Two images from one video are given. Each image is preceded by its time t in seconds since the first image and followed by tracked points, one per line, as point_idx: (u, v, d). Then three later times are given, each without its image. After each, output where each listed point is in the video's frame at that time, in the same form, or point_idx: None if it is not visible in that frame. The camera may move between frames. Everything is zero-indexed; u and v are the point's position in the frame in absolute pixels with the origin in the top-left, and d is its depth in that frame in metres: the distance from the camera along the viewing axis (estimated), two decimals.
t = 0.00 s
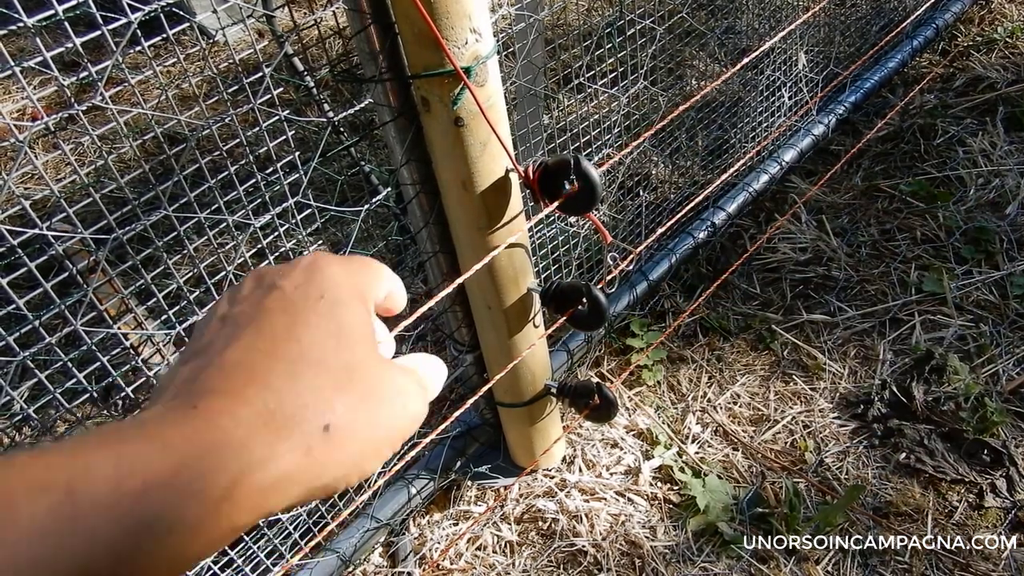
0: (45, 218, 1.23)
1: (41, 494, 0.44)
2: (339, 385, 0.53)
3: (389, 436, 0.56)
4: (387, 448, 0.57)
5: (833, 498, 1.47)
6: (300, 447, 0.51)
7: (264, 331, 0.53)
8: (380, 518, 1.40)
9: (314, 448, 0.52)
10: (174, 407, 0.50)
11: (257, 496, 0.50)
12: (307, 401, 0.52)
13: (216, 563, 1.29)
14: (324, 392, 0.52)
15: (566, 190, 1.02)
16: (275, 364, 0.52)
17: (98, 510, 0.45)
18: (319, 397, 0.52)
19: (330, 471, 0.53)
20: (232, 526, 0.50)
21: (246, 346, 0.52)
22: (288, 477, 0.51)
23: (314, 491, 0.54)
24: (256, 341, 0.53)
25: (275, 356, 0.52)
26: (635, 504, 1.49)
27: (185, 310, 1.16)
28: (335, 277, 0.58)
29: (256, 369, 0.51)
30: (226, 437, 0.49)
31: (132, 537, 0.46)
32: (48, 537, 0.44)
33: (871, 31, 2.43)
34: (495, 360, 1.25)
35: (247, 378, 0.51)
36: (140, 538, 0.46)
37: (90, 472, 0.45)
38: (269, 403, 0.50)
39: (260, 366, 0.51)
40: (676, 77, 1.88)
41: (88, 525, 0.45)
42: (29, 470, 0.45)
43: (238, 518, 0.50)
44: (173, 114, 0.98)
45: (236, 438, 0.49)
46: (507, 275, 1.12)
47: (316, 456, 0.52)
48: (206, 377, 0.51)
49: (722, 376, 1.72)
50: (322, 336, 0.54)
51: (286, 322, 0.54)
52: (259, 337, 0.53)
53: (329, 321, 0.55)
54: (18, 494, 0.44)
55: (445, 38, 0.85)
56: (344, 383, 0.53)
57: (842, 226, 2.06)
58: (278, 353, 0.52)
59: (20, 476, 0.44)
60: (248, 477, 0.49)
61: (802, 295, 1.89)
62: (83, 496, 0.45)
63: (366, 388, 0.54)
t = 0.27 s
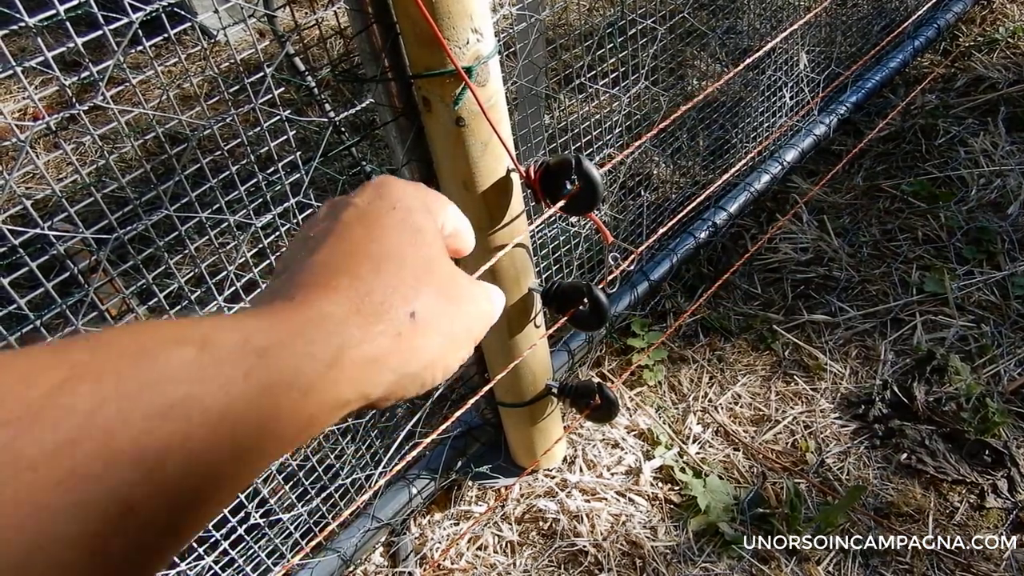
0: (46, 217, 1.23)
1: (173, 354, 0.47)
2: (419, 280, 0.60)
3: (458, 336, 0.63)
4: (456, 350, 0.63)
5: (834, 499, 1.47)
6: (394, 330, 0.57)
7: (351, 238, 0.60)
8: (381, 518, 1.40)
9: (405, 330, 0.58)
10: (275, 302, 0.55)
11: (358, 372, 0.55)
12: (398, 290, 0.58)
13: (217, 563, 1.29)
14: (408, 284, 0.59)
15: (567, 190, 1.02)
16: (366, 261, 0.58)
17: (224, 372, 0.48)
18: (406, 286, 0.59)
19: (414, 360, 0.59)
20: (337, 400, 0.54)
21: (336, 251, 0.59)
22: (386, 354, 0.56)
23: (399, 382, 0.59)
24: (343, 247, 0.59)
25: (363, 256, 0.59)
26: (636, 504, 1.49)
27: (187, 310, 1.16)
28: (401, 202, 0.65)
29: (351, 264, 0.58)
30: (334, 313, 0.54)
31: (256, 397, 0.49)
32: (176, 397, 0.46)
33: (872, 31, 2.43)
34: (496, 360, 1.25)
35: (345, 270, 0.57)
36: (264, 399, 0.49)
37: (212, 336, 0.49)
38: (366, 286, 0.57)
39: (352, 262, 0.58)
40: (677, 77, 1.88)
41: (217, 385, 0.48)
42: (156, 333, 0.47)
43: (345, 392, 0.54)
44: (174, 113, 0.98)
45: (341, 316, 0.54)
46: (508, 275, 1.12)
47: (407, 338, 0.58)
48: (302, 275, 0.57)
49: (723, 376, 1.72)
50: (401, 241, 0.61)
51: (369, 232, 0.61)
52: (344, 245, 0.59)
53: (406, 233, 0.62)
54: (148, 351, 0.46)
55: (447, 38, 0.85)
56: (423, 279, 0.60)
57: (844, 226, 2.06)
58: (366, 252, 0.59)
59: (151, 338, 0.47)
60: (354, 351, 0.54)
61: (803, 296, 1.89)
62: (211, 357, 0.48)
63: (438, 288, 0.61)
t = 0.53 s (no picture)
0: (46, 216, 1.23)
1: (220, 322, 0.42)
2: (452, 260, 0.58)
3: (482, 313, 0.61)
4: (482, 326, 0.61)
5: (835, 499, 1.47)
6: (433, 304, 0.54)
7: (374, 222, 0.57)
8: (382, 518, 1.40)
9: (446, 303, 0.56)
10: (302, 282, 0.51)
11: (392, 342, 0.50)
12: (432, 270, 0.56)
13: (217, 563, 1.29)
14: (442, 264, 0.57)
15: (568, 190, 1.02)
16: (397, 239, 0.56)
17: (277, 340, 0.44)
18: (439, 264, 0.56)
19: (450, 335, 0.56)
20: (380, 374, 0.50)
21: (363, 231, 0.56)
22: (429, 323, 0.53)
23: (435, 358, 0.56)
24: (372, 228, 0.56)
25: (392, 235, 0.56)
26: (637, 504, 1.48)
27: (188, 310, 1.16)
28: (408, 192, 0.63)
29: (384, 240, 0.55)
30: (377, 283, 0.51)
31: (312, 368, 0.45)
32: (220, 359, 0.41)
33: (873, 30, 2.42)
34: (497, 360, 1.25)
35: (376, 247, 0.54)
36: (321, 373, 0.46)
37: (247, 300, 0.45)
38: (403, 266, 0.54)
39: (384, 240, 0.55)
40: (678, 77, 1.88)
41: (271, 353, 0.43)
42: (202, 301, 0.43)
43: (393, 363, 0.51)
44: (175, 113, 0.98)
45: (385, 287, 0.51)
46: (509, 275, 1.12)
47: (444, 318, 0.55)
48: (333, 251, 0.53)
49: (724, 376, 1.72)
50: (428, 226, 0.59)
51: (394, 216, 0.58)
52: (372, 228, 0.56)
53: (432, 221, 0.60)
54: (197, 321, 0.42)
55: (448, 38, 0.85)
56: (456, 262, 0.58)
57: (845, 226, 2.05)
58: (396, 232, 0.56)
59: (197, 305, 0.42)
60: (403, 321, 0.51)
61: (804, 296, 1.89)
62: (261, 324, 0.44)
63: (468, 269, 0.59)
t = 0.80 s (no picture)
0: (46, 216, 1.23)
1: (169, 287, 0.55)
2: (375, 219, 0.70)
3: (418, 266, 0.73)
4: (419, 281, 0.73)
5: (835, 499, 1.47)
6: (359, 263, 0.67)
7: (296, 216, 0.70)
8: (382, 518, 1.40)
9: (372, 259, 0.68)
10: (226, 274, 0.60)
11: (297, 331, 0.61)
12: (355, 235, 0.68)
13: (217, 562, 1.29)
14: (365, 228, 0.69)
15: (568, 190, 1.02)
16: (317, 219, 0.68)
17: (221, 296, 0.57)
18: (360, 227, 0.69)
19: (383, 283, 0.69)
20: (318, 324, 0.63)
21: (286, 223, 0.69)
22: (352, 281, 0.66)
23: (353, 323, 0.67)
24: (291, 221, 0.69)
25: (312, 219, 0.68)
26: (637, 504, 1.49)
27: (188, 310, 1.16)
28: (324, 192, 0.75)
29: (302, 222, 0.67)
30: (301, 250, 0.64)
31: (252, 314, 0.58)
32: (145, 350, 0.52)
33: (873, 31, 2.42)
34: (497, 360, 1.25)
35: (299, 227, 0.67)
36: (263, 318, 0.59)
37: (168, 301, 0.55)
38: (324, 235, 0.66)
39: (301, 222, 0.68)
40: (678, 77, 1.88)
41: (218, 306, 0.56)
42: (151, 274, 0.56)
43: (324, 311, 0.63)
44: (175, 113, 0.98)
45: (309, 252, 0.64)
46: (509, 275, 1.12)
47: (374, 268, 0.68)
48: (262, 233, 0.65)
49: (724, 376, 1.72)
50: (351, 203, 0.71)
51: (311, 207, 0.71)
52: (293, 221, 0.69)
53: (355, 198, 0.72)
54: (145, 301, 0.54)
55: (448, 38, 0.85)
56: (381, 221, 0.71)
57: (845, 226, 2.05)
58: (313, 215, 0.69)
59: (149, 278, 0.55)
60: (329, 282, 0.64)
61: (804, 296, 1.89)
62: (204, 285, 0.57)
63: (394, 226, 0.72)
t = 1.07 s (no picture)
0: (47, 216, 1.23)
1: (183, 273, 0.56)
2: (376, 213, 0.71)
3: (414, 261, 0.74)
4: (415, 276, 0.74)
5: (836, 499, 1.47)
6: (361, 255, 0.67)
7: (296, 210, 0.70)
8: (382, 518, 1.40)
9: (372, 252, 0.69)
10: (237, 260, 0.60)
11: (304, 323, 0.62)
12: (357, 227, 0.69)
13: (217, 562, 1.30)
14: (367, 221, 0.70)
15: (568, 190, 1.02)
16: (319, 212, 0.69)
17: (229, 283, 0.57)
18: (362, 220, 0.70)
19: (381, 277, 0.69)
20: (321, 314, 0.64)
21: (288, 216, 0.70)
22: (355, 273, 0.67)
23: (353, 316, 0.67)
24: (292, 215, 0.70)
25: (313, 213, 0.69)
26: (637, 504, 1.49)
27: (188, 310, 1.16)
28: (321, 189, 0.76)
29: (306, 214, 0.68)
30: (307, 240, 0.64)
31: (260, 301, 0.58)
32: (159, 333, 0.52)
33: (873, 31, 2.42)
34: (497, 360, 1.25)
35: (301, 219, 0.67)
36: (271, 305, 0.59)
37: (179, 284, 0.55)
38: (328, 227, 0.67)
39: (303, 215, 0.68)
40: (678, 77, 1.88)
41: (228, 292, 0.57)
42: (163, 260, 0.56)
43: (327, 301, 0.64)
44: (176, 113, 0.98)
45: (313, 242, 0.65)
46: (509, 275, 1.12)
47: (374, 261, 0.69)
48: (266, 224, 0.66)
49: (724, 376, 1.72)
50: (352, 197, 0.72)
51: (311, 202, 0.71)
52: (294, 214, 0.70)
53: (355, 193, 0.73)
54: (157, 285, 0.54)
55: (448, 38, 0.85)
56: (382, 216, 0.72)
57: (845, 226, 2.05)
58: (316, 209, 0.70)
59: (162, 264, 0.56)
60: (333, 273, 0.65)
61: (804, 296, 1.89)
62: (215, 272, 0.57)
63: (394, 221, 0.73)
